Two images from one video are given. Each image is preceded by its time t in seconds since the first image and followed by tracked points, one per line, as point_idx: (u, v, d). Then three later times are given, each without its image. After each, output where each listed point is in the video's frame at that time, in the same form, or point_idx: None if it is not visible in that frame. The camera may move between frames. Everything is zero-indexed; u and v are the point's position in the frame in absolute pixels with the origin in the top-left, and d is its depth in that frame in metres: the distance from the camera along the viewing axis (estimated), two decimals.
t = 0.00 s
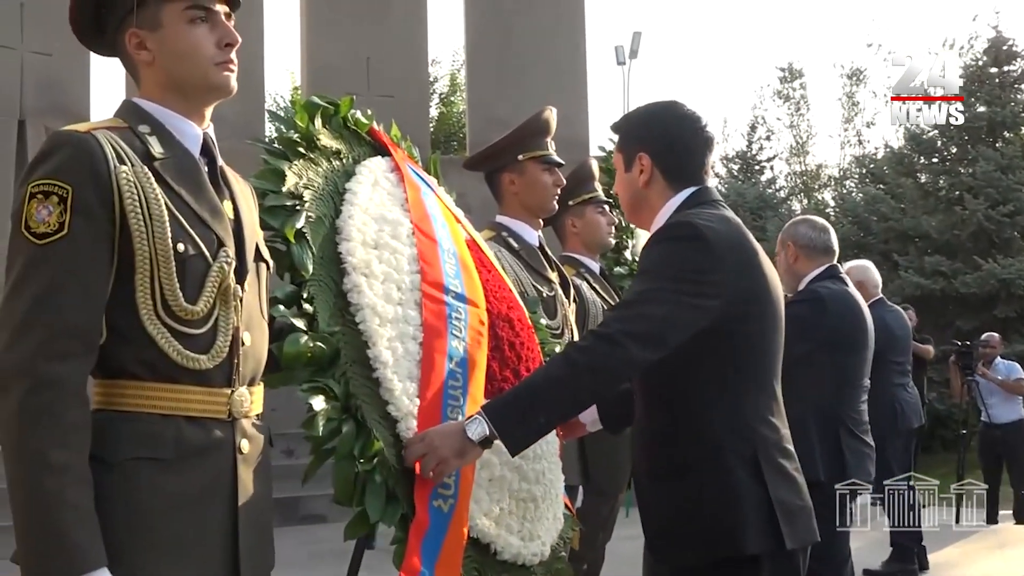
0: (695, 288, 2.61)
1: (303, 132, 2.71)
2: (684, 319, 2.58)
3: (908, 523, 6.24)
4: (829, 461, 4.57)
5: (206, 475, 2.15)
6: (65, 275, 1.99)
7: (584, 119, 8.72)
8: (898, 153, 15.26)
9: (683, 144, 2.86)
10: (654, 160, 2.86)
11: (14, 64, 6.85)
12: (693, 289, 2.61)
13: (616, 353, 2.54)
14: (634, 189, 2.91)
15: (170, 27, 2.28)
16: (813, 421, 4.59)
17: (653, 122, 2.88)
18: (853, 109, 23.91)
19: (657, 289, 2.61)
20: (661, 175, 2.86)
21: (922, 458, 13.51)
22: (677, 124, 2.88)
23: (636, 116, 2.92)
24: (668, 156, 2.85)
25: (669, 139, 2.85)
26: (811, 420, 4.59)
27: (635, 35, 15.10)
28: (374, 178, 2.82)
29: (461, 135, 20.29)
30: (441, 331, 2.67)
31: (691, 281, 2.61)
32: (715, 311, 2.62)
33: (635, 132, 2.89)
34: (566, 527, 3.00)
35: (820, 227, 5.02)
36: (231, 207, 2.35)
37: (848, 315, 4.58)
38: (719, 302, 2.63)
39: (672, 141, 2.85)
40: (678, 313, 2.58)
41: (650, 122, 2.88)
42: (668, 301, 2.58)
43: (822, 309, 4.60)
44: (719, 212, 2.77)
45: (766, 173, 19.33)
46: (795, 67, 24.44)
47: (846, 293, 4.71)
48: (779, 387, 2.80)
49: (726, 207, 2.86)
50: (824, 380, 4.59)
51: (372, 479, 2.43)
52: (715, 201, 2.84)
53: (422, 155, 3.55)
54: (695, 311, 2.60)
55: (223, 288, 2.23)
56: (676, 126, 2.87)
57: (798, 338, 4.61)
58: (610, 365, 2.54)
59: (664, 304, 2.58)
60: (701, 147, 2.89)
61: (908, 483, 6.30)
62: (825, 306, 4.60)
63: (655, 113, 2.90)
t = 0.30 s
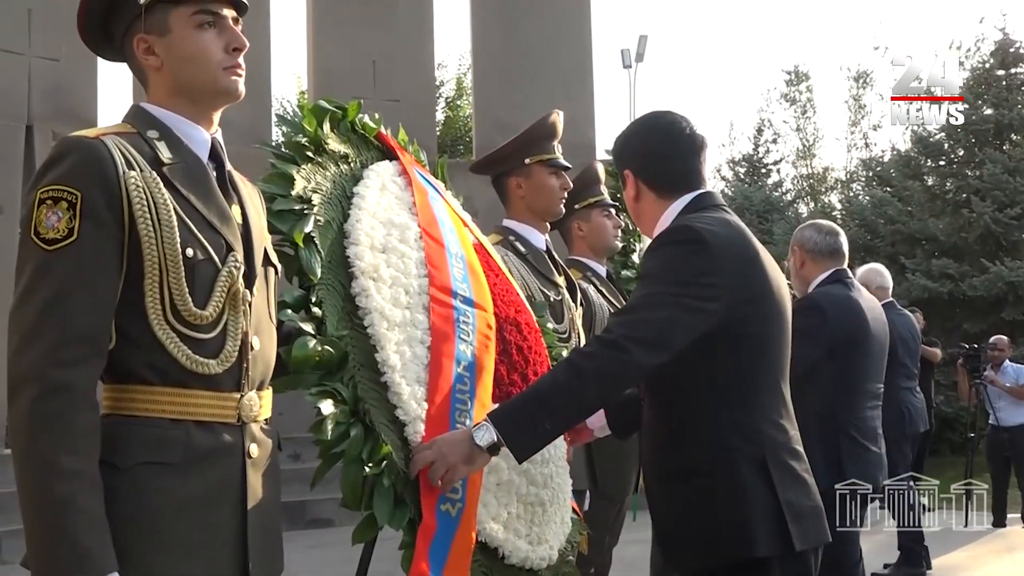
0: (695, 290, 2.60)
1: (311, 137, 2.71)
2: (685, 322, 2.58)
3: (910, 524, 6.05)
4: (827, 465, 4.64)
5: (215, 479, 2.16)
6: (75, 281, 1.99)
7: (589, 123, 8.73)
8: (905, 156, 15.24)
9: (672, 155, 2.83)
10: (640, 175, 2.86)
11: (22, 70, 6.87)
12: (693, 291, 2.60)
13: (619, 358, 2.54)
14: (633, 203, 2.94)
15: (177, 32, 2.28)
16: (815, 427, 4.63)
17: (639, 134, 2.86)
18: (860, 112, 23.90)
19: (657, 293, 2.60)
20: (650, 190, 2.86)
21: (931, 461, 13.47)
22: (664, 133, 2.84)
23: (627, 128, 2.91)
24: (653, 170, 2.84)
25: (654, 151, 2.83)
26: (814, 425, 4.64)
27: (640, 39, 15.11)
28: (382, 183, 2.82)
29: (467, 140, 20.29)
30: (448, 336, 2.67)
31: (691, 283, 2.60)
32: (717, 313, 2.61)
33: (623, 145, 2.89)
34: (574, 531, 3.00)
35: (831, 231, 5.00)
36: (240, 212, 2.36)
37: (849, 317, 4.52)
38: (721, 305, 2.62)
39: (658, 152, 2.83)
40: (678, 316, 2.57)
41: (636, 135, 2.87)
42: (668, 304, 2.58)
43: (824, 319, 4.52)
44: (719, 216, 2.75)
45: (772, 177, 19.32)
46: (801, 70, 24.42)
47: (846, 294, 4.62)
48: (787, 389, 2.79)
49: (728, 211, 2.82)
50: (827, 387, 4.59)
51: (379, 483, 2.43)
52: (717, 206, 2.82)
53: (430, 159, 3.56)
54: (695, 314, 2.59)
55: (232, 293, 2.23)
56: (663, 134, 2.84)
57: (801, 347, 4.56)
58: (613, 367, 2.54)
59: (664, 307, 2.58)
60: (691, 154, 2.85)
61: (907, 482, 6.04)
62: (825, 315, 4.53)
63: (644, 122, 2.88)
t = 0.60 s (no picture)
0: (698, 292, 2.59)
1: (316, 138, 2.71)
2: (688, 325, 2.57)
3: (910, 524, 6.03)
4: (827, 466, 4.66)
5: (218, 482, 2.16)
6: (79, 283, 1.99)
7: (593, 125, 8.72)
8: (909, 157, 15.22)
9: (673, 160, 2.82)
10: (642, 181, 2.86)
11: (26, 73, 6.88)
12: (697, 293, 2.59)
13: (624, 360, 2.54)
14: (637, 209, 2.94)
15: (184, 33, 2.29)
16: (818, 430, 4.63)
17: (640, 139, 2.86)
18: (864, 113, 23.86)
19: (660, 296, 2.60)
20: (654, 196, 2.86)
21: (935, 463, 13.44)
22: (666, 137, 2.83)
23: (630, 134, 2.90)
24: (655, 176, 2.83)
25: (656, 156, 2.82)
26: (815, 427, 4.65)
27: (643, 41, 15.11)
28: (386, 184, 2.82)
29: (470, 142, 20.29)
30: (453, 336, 2.66)
31: (694, 286, 2.60)
32: (719, 314, 2.61)
33: (625, 151, 2.89)
34: (578, 534, 2.99)
35: (840, 236, 4.97)
36: (245, 214, 2.36)
37: (850, 320, 4.51)
38: (724, 306, 2.62)
39: (660, 157, 2.82)
40: (680, 319, 2.57)
41: (638, 140, 2.86)
42: (670, 307, 2.58)
43: (825, 324, 4.51)
44: (723, 218, 2.76)
45: (775, 179, 19.30)
46: (805, 72, 24.39)
47: (849, 298, 4.60)
48: (795, 389, 2.78)
49: (732, 213, 2.82)
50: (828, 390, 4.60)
51: (385, 484, 2.43)
52: (721, 207, 2.82)
53: (434, 160, 3.56)
54: (698, 316, 2.58)
55: (236, 296, 2.23)
56: (665, 139, 2.83)
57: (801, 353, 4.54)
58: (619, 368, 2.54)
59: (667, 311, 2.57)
60: (693, 156, 2.85)
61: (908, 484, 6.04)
62: (826, 321, 4.51)
63: (646, 128, 2.87)
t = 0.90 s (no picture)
0: (724, 294, 2.45)
1: (312, 139, 2.71)
2: (718, 329, 2.42)
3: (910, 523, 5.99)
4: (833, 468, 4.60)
5: (217, 484, 2.16)
6: (79, 284, 1.99)
7: (592, 125, 8.73)
8: (908, 157, 15.23)
9: (696, 155, 2.72)
10: (664, 175, 2.76)
11: (26, 74, 6.88)
12: (723, 295, 2.44)
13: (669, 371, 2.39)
14: (657, 205, 2.82)
15: (184, 32, 2.29)
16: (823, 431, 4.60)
17: (660, 134, 2.76)
18: (863, 114, 23.88)
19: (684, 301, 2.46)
20: (676, 190, 2.74)
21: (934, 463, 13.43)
22: (688, 131, 2.73)
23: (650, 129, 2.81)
24: (678, 169, 2.73)
25: (679, 150, 2.72)
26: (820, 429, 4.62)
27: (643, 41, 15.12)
28: (383, 185, 2.82)
29: (469, 143, 20.32)
30: (450, 337, 2.65)
31: (721, 287, 2.45)
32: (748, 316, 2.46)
33: (646, 146, 2.79)
34: (577, 534, 2.99)
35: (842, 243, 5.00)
36: (244, 215, 2.36)
37: (851, 321, 4.54)
38: (751, 307, 2.47)
39: (683, 150, 2.72)
40: (709, 323, 2.42)
41: (657, 134, 2.77)
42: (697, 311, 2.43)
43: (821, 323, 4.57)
44: (746, 214, 2.62)
45: (775, 179, 19.30)
46: (804, 72, 24.41)
47: (849, 301, 4.64)
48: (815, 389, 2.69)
49: (756, 211, 2.69)
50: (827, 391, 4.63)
51: (382, 485, 2.45)
52: (743, 206, 2.69)
53: (432, 162, 3.56)
54: (726, 320, 2.43)
55: (235, 298, 2.23)
56: (688, 133, 2.73)
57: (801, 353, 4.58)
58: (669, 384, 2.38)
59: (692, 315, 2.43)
60: (718, 152, 2.74)
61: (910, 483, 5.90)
62: (826, 322, 4.55)
63: (667, 122, 2.77)
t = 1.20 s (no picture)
0: (800, 305, 2.37)
1: (307, 137, 2.71)
2: (795, 346, 2.35)
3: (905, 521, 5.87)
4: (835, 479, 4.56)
5: (214, 482, 2.15)
6: (76, 281, 1.99)
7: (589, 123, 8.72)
8: (905, 156, 15.28)
9: (770, 138, 2.68)
10: (739, 156, 2.70)
11: (21, 72, 6.86)
12: (798, 307, 2.37)
13: (757, 403, 2.34)
14: (720, 185, 2.73)
15: (181, 29, 2.29)
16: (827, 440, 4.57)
17: (735, 113, 2.70)
18: (859, 112, 23.90)
19: (760, 318, 2.40)
20: (748, 172, 2.69)
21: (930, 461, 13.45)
22: (764, 115, 2.69)
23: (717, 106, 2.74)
24: (754, 151, 2.68)
25: (757, 132, 2.68)
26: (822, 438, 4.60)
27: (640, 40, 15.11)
28: (379, 182, 2.81)
29: (465, 141, 20.35)
30: (446, 335, 2.65)
31: (795, 297, 2.38)
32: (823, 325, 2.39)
33: (717, 124, 2.72)
34: (573, 531, 2.99)
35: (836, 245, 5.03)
36: (240, 212, 2.35)
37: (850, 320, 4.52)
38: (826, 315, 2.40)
39: (759, 133, 2.68)
40: (788, 344, 2.35)
41: (733, 112, 2.70)
42: (772, 327, 2.37)
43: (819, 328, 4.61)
44: (813, 211, 2.56)
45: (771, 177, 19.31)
46: (800, 71, 24.42)
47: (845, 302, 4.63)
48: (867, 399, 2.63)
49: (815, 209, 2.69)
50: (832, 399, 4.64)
51: (378, 484, 2.44)
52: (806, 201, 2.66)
53: (428, 159, 3.55)
54: (803, 335, 2.36)
55: (232, 295, 2.23)
56: (763, 117, 2.69)
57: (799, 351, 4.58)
58: (754, 418, 2.34)
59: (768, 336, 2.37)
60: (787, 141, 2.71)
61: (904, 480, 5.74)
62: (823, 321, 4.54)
63: (739, 103, 2.72)
